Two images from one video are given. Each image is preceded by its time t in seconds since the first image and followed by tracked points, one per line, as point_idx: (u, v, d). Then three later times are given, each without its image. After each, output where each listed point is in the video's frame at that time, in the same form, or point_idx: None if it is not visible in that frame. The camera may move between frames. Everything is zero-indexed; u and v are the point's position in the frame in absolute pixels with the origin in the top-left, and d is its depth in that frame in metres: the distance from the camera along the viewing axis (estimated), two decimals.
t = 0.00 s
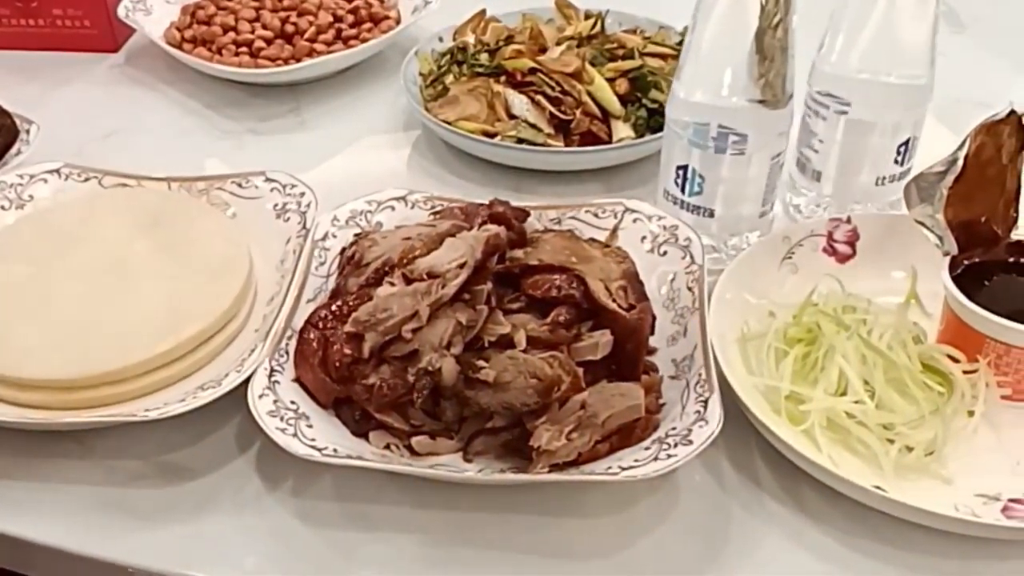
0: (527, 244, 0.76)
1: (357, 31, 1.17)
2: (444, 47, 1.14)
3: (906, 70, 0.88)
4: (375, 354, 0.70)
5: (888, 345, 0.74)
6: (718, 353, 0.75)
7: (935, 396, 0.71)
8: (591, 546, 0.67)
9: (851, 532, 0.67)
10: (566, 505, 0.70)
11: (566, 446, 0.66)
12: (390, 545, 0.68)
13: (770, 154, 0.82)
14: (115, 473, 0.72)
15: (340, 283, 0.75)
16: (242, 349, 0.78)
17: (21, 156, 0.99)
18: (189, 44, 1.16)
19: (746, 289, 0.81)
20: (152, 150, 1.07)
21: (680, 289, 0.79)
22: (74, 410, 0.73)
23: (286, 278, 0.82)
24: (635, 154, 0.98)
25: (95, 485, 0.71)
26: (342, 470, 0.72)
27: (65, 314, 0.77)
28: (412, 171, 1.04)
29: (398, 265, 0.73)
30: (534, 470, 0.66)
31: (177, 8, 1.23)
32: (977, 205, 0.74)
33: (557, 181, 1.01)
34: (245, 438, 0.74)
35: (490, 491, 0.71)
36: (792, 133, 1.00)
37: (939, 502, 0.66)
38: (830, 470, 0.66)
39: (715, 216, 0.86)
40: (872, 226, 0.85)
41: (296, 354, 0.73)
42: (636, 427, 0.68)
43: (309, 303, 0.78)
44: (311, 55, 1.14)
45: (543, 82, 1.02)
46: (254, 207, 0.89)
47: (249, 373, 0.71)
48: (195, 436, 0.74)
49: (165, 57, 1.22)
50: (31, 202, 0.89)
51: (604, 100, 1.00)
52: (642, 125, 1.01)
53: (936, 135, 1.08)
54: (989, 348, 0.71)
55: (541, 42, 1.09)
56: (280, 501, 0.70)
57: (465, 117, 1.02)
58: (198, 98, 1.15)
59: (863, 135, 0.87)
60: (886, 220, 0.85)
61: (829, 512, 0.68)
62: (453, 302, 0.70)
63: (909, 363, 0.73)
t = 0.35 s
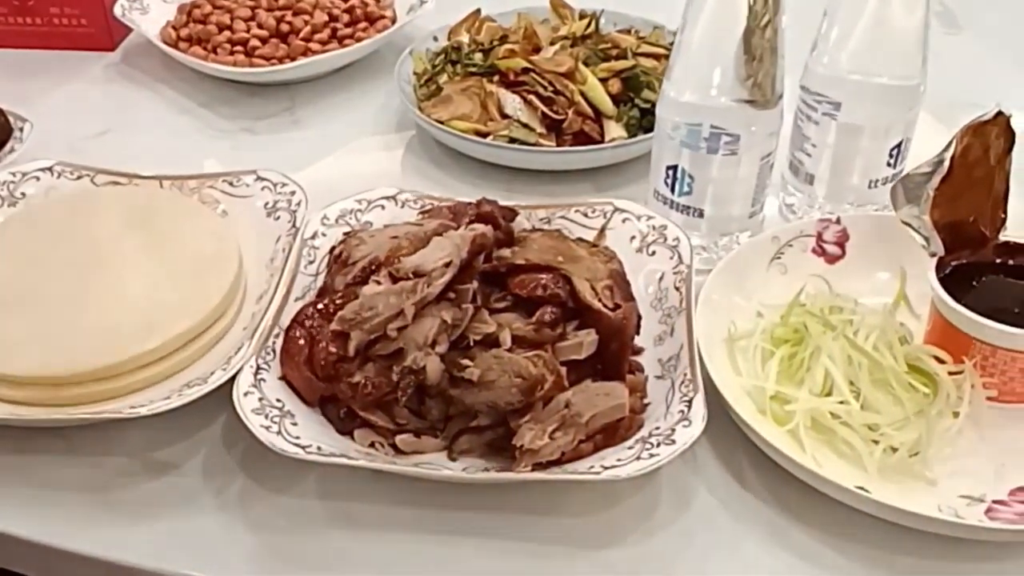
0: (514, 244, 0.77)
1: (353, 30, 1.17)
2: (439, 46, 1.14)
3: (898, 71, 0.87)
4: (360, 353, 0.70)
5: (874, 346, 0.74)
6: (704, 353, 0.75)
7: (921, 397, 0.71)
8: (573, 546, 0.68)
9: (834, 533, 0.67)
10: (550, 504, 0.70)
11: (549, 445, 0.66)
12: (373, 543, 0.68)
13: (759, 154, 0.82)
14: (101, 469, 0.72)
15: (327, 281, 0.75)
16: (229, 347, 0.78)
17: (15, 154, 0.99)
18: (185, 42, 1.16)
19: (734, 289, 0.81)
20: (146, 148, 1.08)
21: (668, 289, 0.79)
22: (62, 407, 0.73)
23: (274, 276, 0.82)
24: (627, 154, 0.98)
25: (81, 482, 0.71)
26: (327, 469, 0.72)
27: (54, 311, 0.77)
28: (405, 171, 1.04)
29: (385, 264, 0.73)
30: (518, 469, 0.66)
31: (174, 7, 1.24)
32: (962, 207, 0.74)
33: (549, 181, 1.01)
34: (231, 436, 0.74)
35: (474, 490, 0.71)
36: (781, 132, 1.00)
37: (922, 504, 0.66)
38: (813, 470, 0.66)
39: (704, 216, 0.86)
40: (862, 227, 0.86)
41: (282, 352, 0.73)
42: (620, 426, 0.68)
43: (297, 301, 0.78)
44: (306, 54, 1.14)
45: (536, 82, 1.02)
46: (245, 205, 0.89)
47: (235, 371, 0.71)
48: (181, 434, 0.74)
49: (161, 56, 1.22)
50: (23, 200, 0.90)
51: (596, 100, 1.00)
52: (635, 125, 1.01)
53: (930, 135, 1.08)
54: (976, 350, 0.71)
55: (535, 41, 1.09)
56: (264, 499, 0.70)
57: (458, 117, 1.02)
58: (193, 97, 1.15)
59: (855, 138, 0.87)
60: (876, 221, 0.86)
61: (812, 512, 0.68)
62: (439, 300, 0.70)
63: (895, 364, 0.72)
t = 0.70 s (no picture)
0: (503, 243, 0.77)
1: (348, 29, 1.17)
2: (435, 46, 1.14)
3: (889, 71, 0.88)
4: (348, 351, 0.70)
5: (861, 346, 0.74)
6: (692, 353, 0.75)
7: (907, 397, 0.71)
8: (558, 545, 0.68)
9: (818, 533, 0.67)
10: (536, 503, 0.70)
11: (533, 444, 0.66)
12: (358, 540, 0.68)
13: (749, 154, 0.82)
14: (88, 465, 0.72)
15: (315, 279, 0.76)
16: (218, 345, 0.79)
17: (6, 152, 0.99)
18: (181, 41, 1.17)
19: (723, 289, 0.81)
20: (140, 145, 1.08)
21: (656, 288, 0.79)
22: (50, 403, 0.74)
23: (264, 274, 0.83)
24: (620, 154, 0.98)
25: (68, 478, 0.71)
26: (314, 466, 0.72)
27: (44, 308, 0.78)
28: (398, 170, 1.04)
29: (372, 262, 0.73)
30: (502, 468, 0.66)
31: (171, 6, 1.24)
32: (948, 209, 0.74)
33: (542, 180, 1.01)
34: (218, 432, 0.74)
35: (460, 488, 0.71)
36: (773, 132, 0.99)
37: (907, 504, 0.66)
38: (798, 470, 0.66)
39: (694, 216, 0.86)
40: (853, 227, 0.86)
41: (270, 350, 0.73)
42: (605, 426, 0.68)
43: (286, 299, 0.78)
44: (302, 53, 1.14)
45: (529, 82, 1.02)
46: (237, 204, 0.89)
47: (223, 368, 0.71)
48: (169, 430, 0.74)
49: (158, 54, 1.23)
50: (16, 197, 0.90)
51: (590, 100, 1.00)
52: (628, 125, 1.01)
53: (924, 134, 1.08)
54: (962, 350, 0.71)
55: (529, 41, 1.09)
56: (251, 495, 0.70)
57: (451, 116, 1.02)
58: (189, 96, 1.16)
59: (845, 140, 0.87)
60: (866, 222, 0.86)
61: (796, 512, 0.68)
62: (426, 299, 0.71)
63: (882, 365, 0.73)
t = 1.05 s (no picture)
0: (485, 242, 0.77)
1: (341, 28, 1.18)
2: (427, 46, 1.14)
3: (872, 71, 0.88)
4: (328, 348, 0.71)
5: (841, 347, 0.74)
6: (673, 352, 0.75)
7: (886, 398, 0.71)
8: (535, 543, 0.68)
9: (795, 533, 0.67)
10: (514, 502, 0.70)
11: (509, 442, 0.66)
12: (335, 537, 0.68)
13: (735, 154, 0.82)
14: (70, 461, 0.72)
15: (297, 277, 0.76)
16: (202, 342, 0.79)
17: None
18: (174, 39, 1.17)
19: (706, 288, 0.81)
20: (132, 143, 1.08)
21: (639, 288, 0.79)
22: (33, 400, 0.74)
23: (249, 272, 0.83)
24: (607, 154, 0.98)
25: (49, 473, 0.72)
26: (293, 463, 0.72)
27: (29, 304, 0.78)
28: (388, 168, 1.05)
29: (353, 260, 0.74)
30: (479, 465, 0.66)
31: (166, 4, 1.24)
32: (929, 210, 0.74)
33: (530, 180, 1.01)
34: (199, 429, 0.74)
35: (438, 486, 0.71)
36: (762, 133, 0.99)
37: (884, 505, 0.66)
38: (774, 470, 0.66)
39: (679, 216, 0.86)
40: (838, 229, 0.86)
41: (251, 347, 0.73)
42: (583, 424, 0.68)
43: (270, 297, 0.78)
44: (294, 52, 1.15)
45: (518, 82, 1.02)
46: (225, 201, 0.90)
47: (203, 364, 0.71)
48: (151, 427, 0.75)
49: (152, 52, 1.23)
50: (5, 194, 0.91)
51: (579, 100, 1.01)
52: (617, 125, 1.01)
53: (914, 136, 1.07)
54: (942, 351, 0.72)
55: (520, 41, 1.09)
56: (230, 491, 0.70)
57: (440, 115, 1.02)
58: (182, 94, 1.16)
59: (832, 139, 0.87)
60: (851, 223, 0.86)
61: (774, 512, 0.68)
62: (405, 297, 0.71)
63: (862, 366, 0.73)
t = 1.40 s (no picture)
0: (462, 240, 0.77)
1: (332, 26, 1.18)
2: (416, 44, 1.15)
3: (853, 72, 0.88)
4: (301, 344, 0.71)
5: (813, 348, 0.74)
6: (647, 351, 0.75)
7: (857, 400, 0.71)
8: (503, 540, 0.68)
9: (763, 533, 0.67)
10: (484, 499, 0.70)
11: (477, 439, 0.66)
12: (304, 532, 0.68)
13: (714, 155, 0.82)
14: (45, 454, 0.73)
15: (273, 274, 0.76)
16: (180, 337, 0.79)
17: None
18: (166, 37, 1.18)
19: (684, 287, 0.81)
20: (121, 138, 1.09)
21: (616, 287, 0.79)
22: (10, 392, 0.74)
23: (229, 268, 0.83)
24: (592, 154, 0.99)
25: (24, 466, 0.72)
26: (266, 458, 0.73)
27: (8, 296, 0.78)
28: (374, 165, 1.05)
29: (329, 258, 0.74)
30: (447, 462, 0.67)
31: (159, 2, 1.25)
32: (904, 211, 0.74)
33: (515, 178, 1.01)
34: (174, 424, 0.75)
35: (409, 483, 0.71)
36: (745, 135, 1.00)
37: (852, 505, 0.66)
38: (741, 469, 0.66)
39: (658, 215, 0.86)
40: (818, 229, 0.86)
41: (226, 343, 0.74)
42: (552, 422, 0.68)
43: (247, 293, 0.79)
44: (284, 50, 1.15)
45: (504, 81, 1.02)
46: (208, 198, 0.90)
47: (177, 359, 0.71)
48: (126, 421, 0.75)
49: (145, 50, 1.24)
50: None
51: (565, 100, 1.01)
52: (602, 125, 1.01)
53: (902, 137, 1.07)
54: (914, 353, 0.72)
55: (508, 40, 1.09)
56: (202, 486, 0.71)
57: (427, 114, 1.03)
58: (172, 91, 1.17)
59: (814, 140, 0.87)
60: (831, 224, 0.86)
61: (742, 512, 0.68)
62: (378, 294, 0.71)
63: (834, 367, 0.73)
